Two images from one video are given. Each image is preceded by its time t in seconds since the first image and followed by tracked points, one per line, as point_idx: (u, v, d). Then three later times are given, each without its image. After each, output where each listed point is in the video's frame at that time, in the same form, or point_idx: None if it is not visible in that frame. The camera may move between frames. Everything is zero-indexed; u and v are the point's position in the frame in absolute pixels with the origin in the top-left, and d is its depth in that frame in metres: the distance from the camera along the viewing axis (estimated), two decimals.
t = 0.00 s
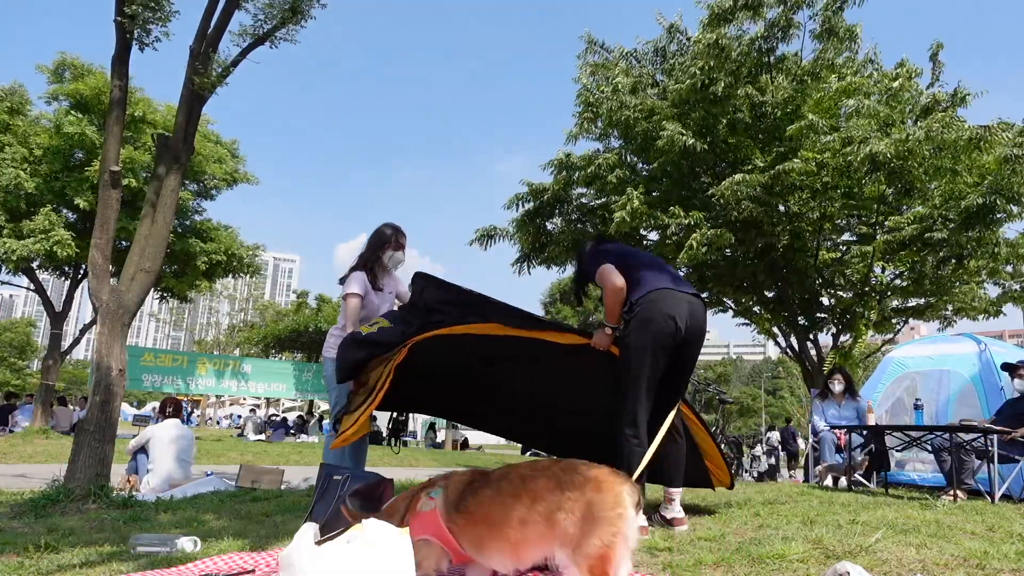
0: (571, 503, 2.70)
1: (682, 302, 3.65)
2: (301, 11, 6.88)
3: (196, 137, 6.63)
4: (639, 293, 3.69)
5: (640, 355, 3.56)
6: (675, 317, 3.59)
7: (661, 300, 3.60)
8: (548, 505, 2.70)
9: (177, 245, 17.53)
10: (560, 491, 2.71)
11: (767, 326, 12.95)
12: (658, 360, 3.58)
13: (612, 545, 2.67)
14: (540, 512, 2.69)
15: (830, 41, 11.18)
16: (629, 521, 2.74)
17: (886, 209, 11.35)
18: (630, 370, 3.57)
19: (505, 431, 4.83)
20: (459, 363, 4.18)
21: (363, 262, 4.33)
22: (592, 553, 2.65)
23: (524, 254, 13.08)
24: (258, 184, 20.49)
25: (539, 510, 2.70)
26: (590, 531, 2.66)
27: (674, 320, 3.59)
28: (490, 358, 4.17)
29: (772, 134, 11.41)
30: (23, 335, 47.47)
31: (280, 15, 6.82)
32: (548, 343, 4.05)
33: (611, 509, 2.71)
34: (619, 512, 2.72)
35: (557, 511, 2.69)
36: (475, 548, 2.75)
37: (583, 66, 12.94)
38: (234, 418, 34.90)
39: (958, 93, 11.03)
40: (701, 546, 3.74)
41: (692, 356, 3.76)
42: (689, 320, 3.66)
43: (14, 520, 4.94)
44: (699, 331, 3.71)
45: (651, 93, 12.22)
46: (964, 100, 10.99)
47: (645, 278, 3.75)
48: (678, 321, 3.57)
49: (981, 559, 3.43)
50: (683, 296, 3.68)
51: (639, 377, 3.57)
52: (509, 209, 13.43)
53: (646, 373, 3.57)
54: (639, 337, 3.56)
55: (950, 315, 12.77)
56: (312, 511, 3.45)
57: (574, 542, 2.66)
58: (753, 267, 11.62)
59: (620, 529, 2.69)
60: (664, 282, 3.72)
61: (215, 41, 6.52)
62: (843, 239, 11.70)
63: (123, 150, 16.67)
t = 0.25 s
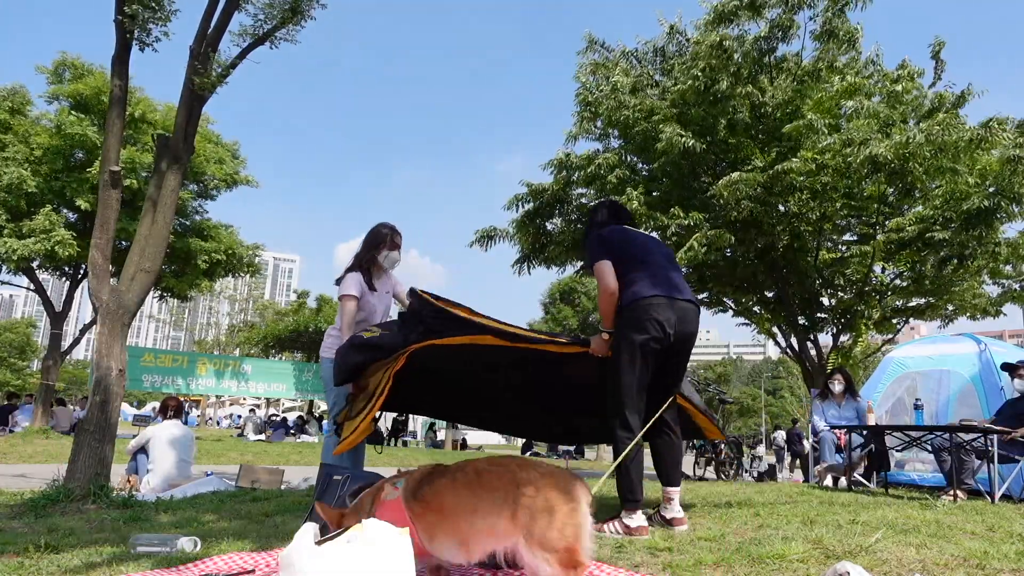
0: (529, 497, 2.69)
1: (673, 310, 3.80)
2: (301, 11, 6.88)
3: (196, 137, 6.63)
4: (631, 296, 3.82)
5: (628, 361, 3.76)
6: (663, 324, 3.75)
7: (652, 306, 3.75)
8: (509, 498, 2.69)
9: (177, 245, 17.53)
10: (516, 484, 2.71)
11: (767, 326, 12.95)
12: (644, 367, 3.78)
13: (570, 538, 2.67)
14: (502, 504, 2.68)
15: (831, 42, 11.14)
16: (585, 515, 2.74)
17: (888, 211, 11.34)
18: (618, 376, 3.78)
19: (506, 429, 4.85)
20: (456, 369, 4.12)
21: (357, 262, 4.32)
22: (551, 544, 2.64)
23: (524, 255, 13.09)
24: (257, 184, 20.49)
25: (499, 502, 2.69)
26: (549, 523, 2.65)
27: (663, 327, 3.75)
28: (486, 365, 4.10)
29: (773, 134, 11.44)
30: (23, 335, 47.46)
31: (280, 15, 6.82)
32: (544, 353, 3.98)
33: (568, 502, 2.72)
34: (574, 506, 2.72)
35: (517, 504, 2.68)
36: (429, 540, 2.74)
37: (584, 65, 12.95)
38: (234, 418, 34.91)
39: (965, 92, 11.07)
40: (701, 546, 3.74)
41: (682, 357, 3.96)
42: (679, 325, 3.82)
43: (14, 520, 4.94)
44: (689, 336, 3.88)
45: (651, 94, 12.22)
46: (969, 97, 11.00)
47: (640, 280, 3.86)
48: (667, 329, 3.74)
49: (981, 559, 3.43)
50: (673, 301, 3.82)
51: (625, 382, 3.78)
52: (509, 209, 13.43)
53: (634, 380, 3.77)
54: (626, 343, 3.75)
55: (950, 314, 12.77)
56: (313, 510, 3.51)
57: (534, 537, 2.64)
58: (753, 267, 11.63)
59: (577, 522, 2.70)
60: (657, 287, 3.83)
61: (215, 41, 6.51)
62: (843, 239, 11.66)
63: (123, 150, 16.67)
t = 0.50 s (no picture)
0: (479, 492, 2.74)
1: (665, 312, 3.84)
2: (301, 11, 6.88)
3: (196, 137, 6.63)
4: (624, 297, 3.87)
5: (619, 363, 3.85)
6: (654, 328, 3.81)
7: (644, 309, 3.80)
8: (461, 493, 2.76)
9: (177, 245, 17.53)
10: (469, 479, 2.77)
11: (767, 326, 12.95)
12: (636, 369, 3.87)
13: (512, 535, 2.66)
14: (454, 497, 2.75)
15: (831, 44, 11.11)
16: (534, 515, 2.72)
17: (888, 210, 11.34)
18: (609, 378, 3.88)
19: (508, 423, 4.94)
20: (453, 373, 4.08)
21: (354, 261, 4.30)
22: (493, 541, 2.66)
23: (524, 255, 13.10)
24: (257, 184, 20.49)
25: (450, 497, 2.76)
26: (492, 518, 2.68)
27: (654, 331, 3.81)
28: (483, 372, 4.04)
29: (773, 135, 11.43)
30: (23, 335, 47.45)
31: (280, 14, 6.82)
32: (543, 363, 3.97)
33: (517, 500, 2.72)
34: (522, 503, 2.72)
35: (466, 498, 2.74)
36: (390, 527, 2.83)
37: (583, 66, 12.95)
38: (234, 418, 34.92)
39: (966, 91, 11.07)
40: (701, 546, 3.74)
41: (674, 355, 4.02)
42: (671, 328, 3.87)
43: (14, 520, 4.94)
44: (681, 337, 3.93)
45: (651, 94, 12.22)
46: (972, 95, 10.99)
47: (634, 281, 3.89)
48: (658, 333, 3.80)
49: (981, 559, 3.43)
50: (665, 303, 3.86)
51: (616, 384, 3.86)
52: (509, 210, 13.44)
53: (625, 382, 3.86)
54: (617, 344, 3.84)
55: (950, 314, 12.77)
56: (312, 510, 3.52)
57: (479, 531, 2.69)
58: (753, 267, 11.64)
59: (521, 520, 2.69)
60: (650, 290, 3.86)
61: (215, 41, 6.52)
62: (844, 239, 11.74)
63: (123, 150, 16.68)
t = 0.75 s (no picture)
0: (462, 495, 2.67)
1: (655, 318, 3.87)
2: (301, 11, 6.88)
3: (196, 137, 6.63)
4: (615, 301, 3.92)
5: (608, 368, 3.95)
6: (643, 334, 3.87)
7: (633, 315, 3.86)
8: (444, 497, 2.69)
9: (177, 245, 17.54)
10: (452, 481, 2.71)
11: (767, 326, 12.96)
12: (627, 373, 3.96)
13: (496, 538, 2.62)
14: (437, 501, 2.69)
15: (833, 43, 11.10)
16: (518, 516, 2.69)
17: (887, 209, 11.34)
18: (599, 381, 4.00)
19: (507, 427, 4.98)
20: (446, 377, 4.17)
21: (353, 260, 4.28)
22: (478, 544, 2.61)
23: (524, 255, 13.11)
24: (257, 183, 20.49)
25: (432, 501, 2.69)
26: (477, 522, 2.63)
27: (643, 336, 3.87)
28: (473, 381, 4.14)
29: (773, 135, 11.46)
30: (22, 335, 47.43)
31: (280, 15, 6.81)
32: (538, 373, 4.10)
33: (501, 502, 2.66)
34: (505, 506, 2.66)
35: (450, 502, 2.67)
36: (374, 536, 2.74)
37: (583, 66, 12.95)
38: (234, 418, 34.93)
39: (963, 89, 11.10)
40: (701, 545, 3.74)
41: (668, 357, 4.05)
42: (661, 333, 3.90)
43: (14, 520, 4.94)
44: (672, 340, 3.96)
45: (651, 94, 12.23)
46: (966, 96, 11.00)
47: (625, 285, 3.92)
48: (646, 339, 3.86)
49: (981, 559, 3.43)
50: (656, 308, 3.88)
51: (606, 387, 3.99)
52: (509, 209, 13.45)
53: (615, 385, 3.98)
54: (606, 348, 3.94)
55: (950, 314, 12.77)
56: (312, 514, 3.54)
57: (464, 535, 2.63)
58: (753, 268, 11.65)
59: (504, 523, 2.64)
60: (641, 296, 3.88)
61: (215, 41, 6.52)
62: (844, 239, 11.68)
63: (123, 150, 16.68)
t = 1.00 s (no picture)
0: (449, 496, 2.61)
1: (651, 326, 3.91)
2: (301, 11, 6.88)
3: (196, 137, 6.63)
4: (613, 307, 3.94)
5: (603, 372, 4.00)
6: (639, 341, 3.90)
7: (630, 322, 3.89)
8: (433, 499, 2.64)
9: (177, 245, 17.54)
10: (439, 482, 2.65)
11: (767, 326, 12.95)
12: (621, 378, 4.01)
13: (485, 537, 2.53)
14: (426, 503, 2.64)
15: (835, 44, 11.19)
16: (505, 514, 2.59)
17: (886, 208, 11.34)
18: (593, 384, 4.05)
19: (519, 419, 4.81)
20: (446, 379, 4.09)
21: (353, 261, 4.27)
22: (468, 546, 2.53)
23: (524, 255, 13.11)
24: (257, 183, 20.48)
25: (422, 501, 2.66)
26: (464, 522, 2.55)
27: (639, 342, 3.91)
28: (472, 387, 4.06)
29: (773, 135, 11.44)
30: (22, 335, 47.42)
31: (280, 15, 6.81)
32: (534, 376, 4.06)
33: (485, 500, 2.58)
34: (490, 504, 2.57)
35: (438, 503, 2.62)
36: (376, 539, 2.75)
37: (582, 67, 12.94)
38: (234, 418, 34.92)
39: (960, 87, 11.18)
40: (701, 545, 3.74)
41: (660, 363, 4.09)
42: (657, 340, 3.95)
43: (14, 520, 4.94)
44: (666, 347, 4.01)
45: (651, 94, 12.23)
46: (960, 95, 10.98)
47: (622, 292, 3.94)
48: (642, 347, 3.89)
49: (981, 559, 3.43)
50: (651, 317, 3.91)
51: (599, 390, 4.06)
52: (509, 209, 13.45)
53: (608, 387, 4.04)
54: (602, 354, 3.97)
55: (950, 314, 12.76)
56: (312, 512, 3.54)
57: (454, 536, 2.56)
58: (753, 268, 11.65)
59: (490, 521, 2.54)
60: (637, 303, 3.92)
61: (215, 41, 6.52)
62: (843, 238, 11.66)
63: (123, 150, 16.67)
